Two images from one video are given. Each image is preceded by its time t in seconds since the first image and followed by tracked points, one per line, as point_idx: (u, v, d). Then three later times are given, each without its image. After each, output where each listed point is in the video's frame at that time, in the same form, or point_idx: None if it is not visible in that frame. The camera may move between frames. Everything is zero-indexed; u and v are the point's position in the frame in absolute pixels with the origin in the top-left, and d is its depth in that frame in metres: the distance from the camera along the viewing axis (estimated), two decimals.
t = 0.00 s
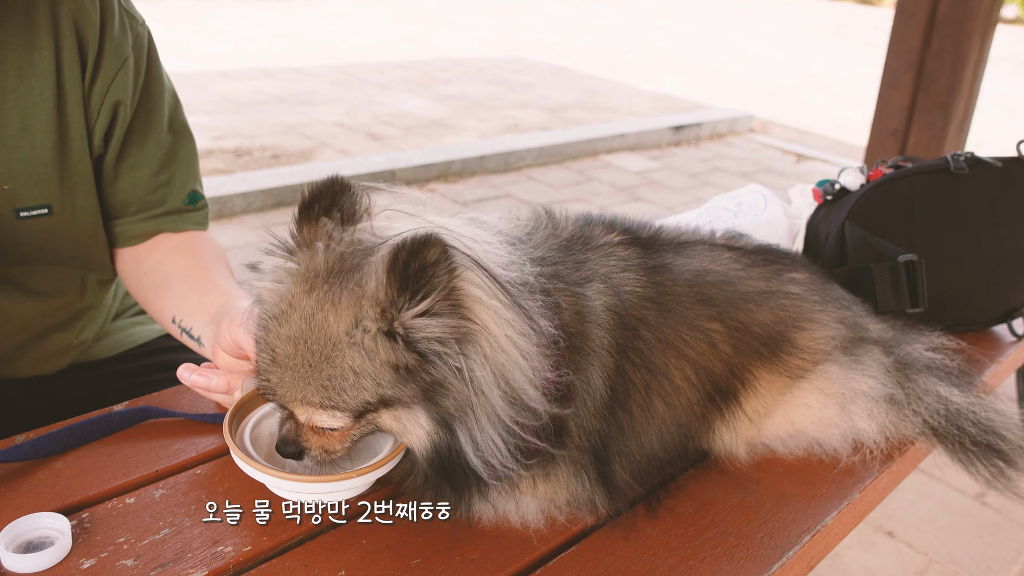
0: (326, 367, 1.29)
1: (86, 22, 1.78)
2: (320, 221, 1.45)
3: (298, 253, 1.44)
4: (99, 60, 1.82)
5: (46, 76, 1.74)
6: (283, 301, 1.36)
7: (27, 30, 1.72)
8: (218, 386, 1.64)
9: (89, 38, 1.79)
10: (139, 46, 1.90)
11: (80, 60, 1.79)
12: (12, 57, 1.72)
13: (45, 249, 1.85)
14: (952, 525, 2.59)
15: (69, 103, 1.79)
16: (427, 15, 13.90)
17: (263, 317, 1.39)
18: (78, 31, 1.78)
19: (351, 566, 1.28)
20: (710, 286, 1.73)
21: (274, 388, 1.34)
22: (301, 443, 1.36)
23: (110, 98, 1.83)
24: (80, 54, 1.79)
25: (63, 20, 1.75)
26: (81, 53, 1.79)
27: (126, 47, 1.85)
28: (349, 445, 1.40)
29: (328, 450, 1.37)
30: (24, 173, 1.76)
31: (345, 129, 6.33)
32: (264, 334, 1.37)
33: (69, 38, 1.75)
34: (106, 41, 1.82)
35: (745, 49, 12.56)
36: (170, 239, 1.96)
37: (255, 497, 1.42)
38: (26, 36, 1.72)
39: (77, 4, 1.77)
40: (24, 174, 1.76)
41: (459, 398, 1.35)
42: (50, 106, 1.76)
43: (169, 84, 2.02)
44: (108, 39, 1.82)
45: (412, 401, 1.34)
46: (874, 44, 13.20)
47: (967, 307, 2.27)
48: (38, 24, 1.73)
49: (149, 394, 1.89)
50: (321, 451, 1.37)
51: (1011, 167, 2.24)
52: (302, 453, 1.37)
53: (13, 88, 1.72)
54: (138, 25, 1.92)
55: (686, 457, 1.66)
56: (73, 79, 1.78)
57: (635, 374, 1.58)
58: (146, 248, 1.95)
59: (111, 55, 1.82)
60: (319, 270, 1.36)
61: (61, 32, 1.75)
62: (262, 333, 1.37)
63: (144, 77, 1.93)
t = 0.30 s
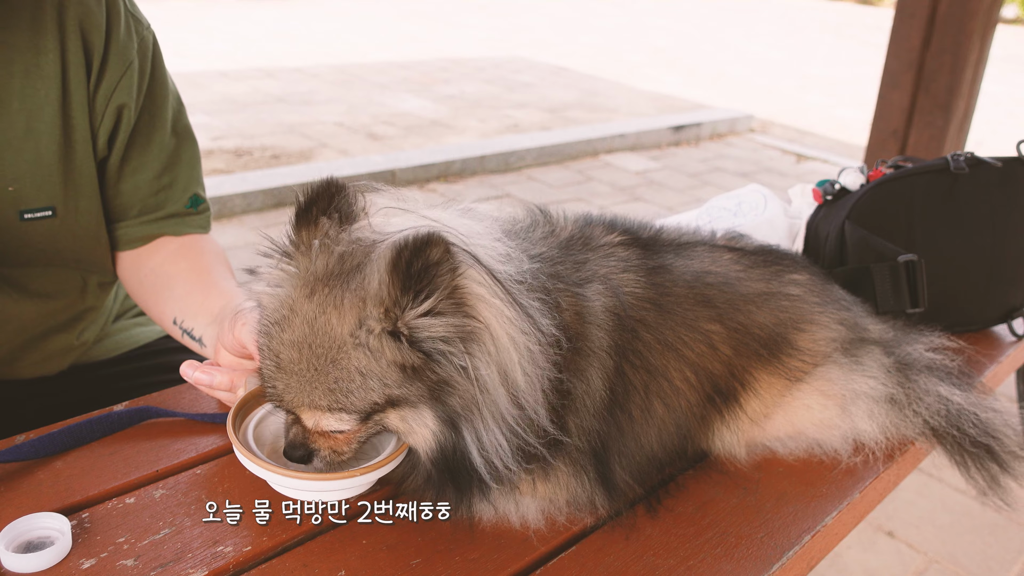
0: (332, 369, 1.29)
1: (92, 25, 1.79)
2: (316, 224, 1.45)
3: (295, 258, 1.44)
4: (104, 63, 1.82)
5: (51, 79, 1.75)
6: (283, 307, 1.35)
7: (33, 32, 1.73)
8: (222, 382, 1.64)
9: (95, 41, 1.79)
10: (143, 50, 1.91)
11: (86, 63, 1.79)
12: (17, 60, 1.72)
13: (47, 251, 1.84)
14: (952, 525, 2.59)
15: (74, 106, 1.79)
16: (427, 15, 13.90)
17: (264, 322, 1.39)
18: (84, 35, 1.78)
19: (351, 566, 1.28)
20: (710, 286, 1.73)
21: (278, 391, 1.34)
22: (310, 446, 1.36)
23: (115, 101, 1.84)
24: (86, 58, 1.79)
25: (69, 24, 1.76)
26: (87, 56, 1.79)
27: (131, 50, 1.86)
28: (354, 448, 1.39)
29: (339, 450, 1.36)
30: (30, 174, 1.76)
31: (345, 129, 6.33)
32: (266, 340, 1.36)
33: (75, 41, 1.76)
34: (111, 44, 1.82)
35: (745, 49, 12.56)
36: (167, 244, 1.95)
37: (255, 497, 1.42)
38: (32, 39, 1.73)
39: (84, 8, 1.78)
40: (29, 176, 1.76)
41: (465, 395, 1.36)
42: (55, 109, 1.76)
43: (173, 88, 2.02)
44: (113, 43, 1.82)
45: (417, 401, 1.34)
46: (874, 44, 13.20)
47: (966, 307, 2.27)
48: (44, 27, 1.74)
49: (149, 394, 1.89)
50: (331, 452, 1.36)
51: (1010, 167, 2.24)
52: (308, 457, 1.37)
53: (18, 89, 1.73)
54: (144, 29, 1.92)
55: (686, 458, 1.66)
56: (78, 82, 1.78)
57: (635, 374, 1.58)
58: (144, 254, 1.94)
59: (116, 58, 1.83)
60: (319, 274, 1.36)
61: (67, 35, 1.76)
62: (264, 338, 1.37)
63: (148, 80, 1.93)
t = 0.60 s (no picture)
0: (336, 360, 1.29)
1: (93, 26, 1.79)
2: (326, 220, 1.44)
3: (297, 254, 1.43)
4: (105, 64, 1.82)
5: (53, 80, 1.75)
6: (285, 301, 1.35)
7: (35, 32, 1.73)
8: (220, 385, 1.63)
9: (96, 42, 1.79)
10: (144, 50, 1.90)
11: (87, 63, 1.79)
12: (18, 60, 1.72)
13: (47, 251, 1.84)
14: (953, 525, 2.59)
15: (75, 105, 1.79)
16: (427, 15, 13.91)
17: (267, 314, 1.38)
18: (85, 35, 1.78)
19: (351, 566, 1.28)
20: (710, 286, 1.73)
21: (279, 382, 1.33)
22: (306, 448, 1.35)
23: (116, 101, 1.84)
24: (87, 58, 1.79)
25: (70, 24, 1.76)
26: (88, 56, 1.80)
27: (132, 51, 1.86)
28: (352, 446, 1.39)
29: (335, 451, 1.36)
30: (31, 175, 1.77)
31: (345, 129, 6.33)
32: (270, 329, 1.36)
33: (76, 41, 1.76)
34: (112, 45, 1.82)
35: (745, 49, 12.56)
36: (167, 245, 1.95)
37: (255, 497, 1.42)
38: (33, 39, 1.73)
39: (85, 8, 1.78)
40: (30, 176, 1.77)
41: (467, 389, 1.36)
42: (56, 110, 1.76)
43: (174, 88, 2.02)
44: (115, 43, 1.83)
45: (420, 394, 1.34)
46: (874, 44, 13.19)
47: (966, 307, 2.27)
48: (46, 27, 1.73)
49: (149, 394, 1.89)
50: (328, 453, 1.36)
51: (1011, 167, 2.23)
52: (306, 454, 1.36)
53: (20, 90, 1.73)
54: (146, 30, 1.92)
55: (686, 458, 1.66)
56: (79, 83, 1.78)
57: (636, 372, 1.59)
58: (145, 253, 1.94)
59: (117, 58, 1.83)
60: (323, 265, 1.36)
61: (69, 35, 1.76)
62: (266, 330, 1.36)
63: (149, 81, 1.93)
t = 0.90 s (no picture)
0: (341, 368, 1.29)
1: (93, 27, 1.79)
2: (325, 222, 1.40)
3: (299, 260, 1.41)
4: (105, 65, 1.82)
5: (52, 80, 1.75)
6: (290, 308, 1.35)
7: (34, 33, 1.73)
8: (221, 386, 1.64)
9: (95, 43, 1.79)
10: (144, 51, 1.90)
11: (86, 64, 1.79)
12: (18, 61, 1.72)
13: (46, 252, 1.84)
14: (953, 525, 2.59)
15: (75, 107, 1.79)
16: (428, 15, 13.91)
17: (270, 319, 1.38)
18: (85, 36, 1.78)
19: (351, 566, 1.28)
20: (710, 285, 1.74)
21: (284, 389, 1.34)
22: (305, 450, 1.36)
23: (115, 102, 1.84)
24: (86, 59, 1.79)
25: (70, 25, 1.76)
26: (87, 57, 1.80)
27: (132, 52, 1.86)
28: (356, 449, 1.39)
29: (335, 453, 1.36)
30: (30, 176, 1.77)
31: (345, 129, 6.33)
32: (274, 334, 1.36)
33: (76, 42, 1.76)
34: (112, 46, 1.82)
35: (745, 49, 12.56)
36: (167, 245, 1.95)
37: (254, 498, 1.42)
38: (33, 39, 1.73)
39: (84, 9, 1.78)
40: (30, 177, 1.77)
41: (470, 392, 1.36)
42: (56, 110, 1.76)
43: (173, 89, 2.02)
44: (114, 44, 1.83)
45: (425, 399, 1.34)
46: (874, 44, 13.20)
47: (966, 307, 2.27)
48: (46, 28, 1.73)
49: (149, 394, 1.89)
50: (329, 455, 1.37)
51: (1011, 167, 2.23)
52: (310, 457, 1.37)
53: (20, 91, 1.73)
54: (145, 31, 1.92)
55: (687, 458, 1.66)
56: (79, 84, 1.78)
57: (637, 373, 1.59)
58: (144, 253, 1.94)
59: (116, 59, 1.83)
60: (328, 269, 1.36)
61: (68, 36, 1.76)
62: (271, 334, 1.37)
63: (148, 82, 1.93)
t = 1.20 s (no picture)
0: (338, 364, 1.29)
1: (92, 27, 1.79)
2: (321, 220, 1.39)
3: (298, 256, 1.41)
4: (104, 65, 1.82)
5: (52, 81, 1.75)
6: (290, 302, 1.35)
7: (34, 34, 1.73)
8: (220, 392, 1.63)
9: (95, 44, 1.80)
10: (143, 52, 1.91)
11: (86, 65, 1.80)
12: (18, 62, 1.73)
13: (46, 252, 1.84)
14: (953, 525, 2.59)
15: (74, 108, 1.79)
16: (428, 15, 13.91)
17: (269, 315, 1.38)
18: (84, 37, 1.79)
19: (351, 566, 1.28)
20: (710, 285, 1.73)
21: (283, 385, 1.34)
22: (303, 445, 1.37)
23: (114, 103, 1.84)
24: (86, 60, 1.79)
25: (69, 27, 1.76)
26: (87, 57, 1.80)
27: (131, 53, 1.86)
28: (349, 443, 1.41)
29: (333, 448, 1.39)
30: (30, 177, 1.77)
31: (345, 129, 6.33)
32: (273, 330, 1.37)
33: (75, 43, 1.76)
34: (111, 46, 1.82)
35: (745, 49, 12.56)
36: (166, 246, 1.95)
37: (254, 498, 1.42)
38: (33, 40, 1.73)
39: (83, 10, 1.78)
40: (30, 178, 1.77)
41: (467, 392, 1.36)
42: (56, 111, 1.77)
43: (172, 90, 2.01)
44: (114, 45, 1.83)
45: (421, 397, 1.35)
46: (874, 44, 13.19)
47: (966, 307, 2.27)
48: (45, 29, 1.74)
49: (149, 394, 1.89)
50: (326, 451, 1.39)
51: (1010, 167, 2.23)
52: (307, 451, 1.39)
53: (19, 91, 1.73)
54: (145, 32, 1.93)
55: (687, 458, 1.67)
56: (78, 84, 1.78)
57: (636, 373, 1.59)
58: (143, 254, 1.94)
59: (116, 60, 1.83)
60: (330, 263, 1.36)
61: (68, 37, 1.76)
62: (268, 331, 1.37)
63: (148, 83, 1.93)
